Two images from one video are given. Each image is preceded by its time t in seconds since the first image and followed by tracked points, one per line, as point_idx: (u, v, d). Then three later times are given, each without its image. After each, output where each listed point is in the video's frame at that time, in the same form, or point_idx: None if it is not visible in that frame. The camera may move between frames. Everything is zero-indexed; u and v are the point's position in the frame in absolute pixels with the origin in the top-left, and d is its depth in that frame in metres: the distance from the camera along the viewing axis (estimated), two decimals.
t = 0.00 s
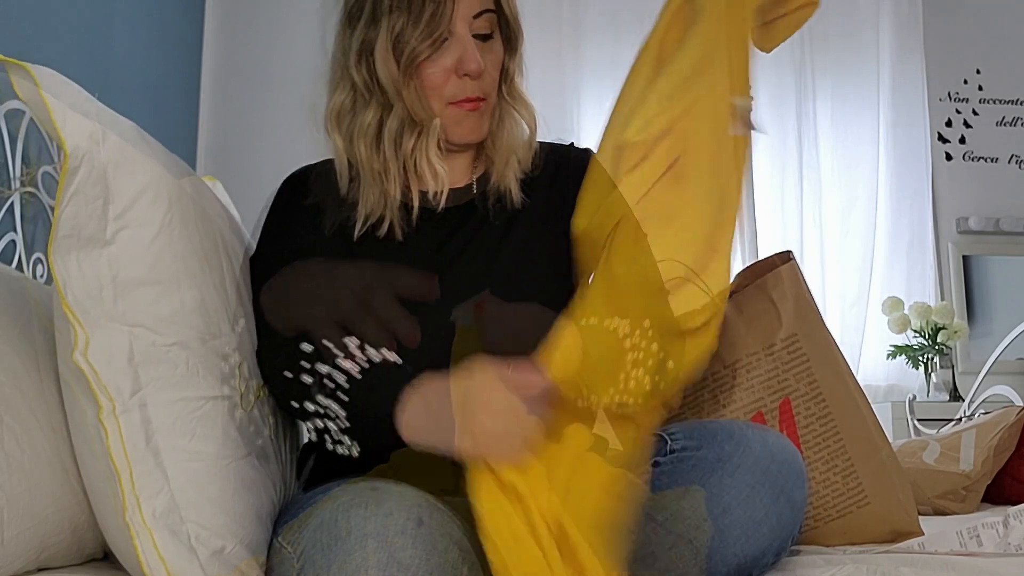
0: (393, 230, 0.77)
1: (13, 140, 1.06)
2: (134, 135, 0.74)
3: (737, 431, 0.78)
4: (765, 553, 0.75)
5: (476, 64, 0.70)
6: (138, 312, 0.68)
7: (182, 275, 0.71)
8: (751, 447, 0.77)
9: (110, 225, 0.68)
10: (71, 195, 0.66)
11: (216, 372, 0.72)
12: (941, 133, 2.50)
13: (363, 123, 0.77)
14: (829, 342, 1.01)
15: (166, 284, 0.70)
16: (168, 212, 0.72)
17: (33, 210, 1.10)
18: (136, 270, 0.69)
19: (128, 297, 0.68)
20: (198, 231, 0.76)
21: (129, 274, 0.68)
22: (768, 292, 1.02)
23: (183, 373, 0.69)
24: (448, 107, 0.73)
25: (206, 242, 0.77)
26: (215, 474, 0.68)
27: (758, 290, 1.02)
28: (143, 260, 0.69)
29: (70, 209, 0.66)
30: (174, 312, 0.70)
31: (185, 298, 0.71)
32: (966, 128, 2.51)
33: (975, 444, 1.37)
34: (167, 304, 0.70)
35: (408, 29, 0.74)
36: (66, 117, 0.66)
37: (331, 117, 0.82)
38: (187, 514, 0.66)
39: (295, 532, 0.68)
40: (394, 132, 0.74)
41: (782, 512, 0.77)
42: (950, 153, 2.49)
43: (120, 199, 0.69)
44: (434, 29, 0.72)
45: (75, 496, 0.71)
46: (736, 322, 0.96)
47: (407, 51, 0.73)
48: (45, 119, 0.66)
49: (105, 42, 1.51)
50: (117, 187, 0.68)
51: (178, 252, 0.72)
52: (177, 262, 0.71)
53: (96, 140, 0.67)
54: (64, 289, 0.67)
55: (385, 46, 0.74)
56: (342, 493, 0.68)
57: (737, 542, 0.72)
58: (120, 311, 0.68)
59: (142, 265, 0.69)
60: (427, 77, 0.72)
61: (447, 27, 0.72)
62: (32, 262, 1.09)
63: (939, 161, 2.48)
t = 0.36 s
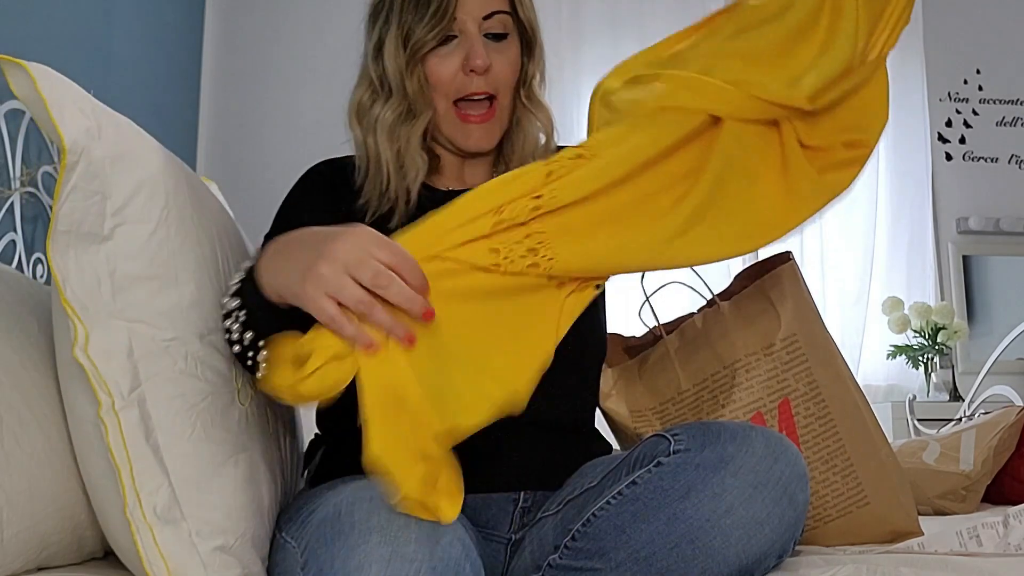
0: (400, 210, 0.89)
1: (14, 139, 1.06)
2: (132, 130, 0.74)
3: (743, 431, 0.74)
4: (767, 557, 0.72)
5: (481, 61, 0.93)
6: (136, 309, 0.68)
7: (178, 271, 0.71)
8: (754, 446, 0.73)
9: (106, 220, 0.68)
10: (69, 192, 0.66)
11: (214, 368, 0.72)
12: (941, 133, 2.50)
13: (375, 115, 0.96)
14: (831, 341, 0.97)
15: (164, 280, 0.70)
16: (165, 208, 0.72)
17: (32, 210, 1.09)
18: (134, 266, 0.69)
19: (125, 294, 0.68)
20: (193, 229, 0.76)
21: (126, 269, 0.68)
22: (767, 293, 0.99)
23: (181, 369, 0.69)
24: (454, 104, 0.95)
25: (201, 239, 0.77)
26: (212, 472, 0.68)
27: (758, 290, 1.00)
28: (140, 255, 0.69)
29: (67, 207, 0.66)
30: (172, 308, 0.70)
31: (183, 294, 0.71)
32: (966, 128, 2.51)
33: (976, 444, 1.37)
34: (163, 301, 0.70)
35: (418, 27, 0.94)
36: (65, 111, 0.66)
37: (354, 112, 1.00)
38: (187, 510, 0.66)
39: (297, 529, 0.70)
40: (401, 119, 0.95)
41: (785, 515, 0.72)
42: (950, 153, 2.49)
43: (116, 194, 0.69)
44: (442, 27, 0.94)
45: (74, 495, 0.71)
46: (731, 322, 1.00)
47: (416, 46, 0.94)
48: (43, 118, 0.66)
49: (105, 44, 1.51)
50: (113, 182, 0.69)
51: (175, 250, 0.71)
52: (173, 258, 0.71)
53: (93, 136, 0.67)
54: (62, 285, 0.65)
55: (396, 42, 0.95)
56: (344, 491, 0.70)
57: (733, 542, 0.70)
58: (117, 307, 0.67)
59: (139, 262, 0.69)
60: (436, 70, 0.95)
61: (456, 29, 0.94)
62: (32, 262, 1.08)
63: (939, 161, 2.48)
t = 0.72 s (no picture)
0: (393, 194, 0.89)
1: (13, 139, 1.06)
2: (129, 130, 0.74)
3: (746, 434, 0.74)
4: (770, 560, 0.72)
5: (460, 50, 0.95)
6: (134, 309, 0.68)
7: (177, 271, 0.72)
8: (759, 451, 0.73)
9: (104, 221, 0.68)
10: (65, 193, 0.66)
11: (213, 369, 0.73)
12: (941, 133, 2.50)
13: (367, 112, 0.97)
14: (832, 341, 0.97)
15: (162, 280, 0.70)
16: (163, 208, 0.72)
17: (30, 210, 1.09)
18: (132, 266, 0.69)
19: (122, 294, 0.68)
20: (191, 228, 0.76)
21: (124, 269, 0.68)
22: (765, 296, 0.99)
23: (178, 370, 0.69)
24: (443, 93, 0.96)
25: (198, 239, 0.77)
26: (210, 470, 0.68)
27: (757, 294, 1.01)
28: (138, 256, 0.69)
29: (65, 207, 0.66)
30: (169, 308, 0.70)
31: (181, 294, 0.72)
32: (966, 128, 2.51)
33: (976, 444, 1.37)
34: (161, 300, 0.70)
35: (402, 19, 0.96)
36: (60, 112, 0.66)
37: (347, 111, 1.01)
38: (187, 510, 0.66)
39: (298, 528, 0.70)
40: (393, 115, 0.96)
41: (788, 519, 0.72)
42: (950, 153, 2.49)
43: (115, 194, 0.69)
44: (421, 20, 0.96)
45: (73, 495, 0.70)
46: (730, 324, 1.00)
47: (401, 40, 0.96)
48: (41, 117, 0.66)
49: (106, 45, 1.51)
50: (112, 183, 0.69)
51: (171, 250, 0.72)
52: (171, 259, 0.72)
53: (90, 136, 0.68)
54: (59, 286, 0.65)
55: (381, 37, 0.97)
56: (345, 489, 0.71)
57: (735, 545, 0.70)
58: (115, 307, 0.67)
59: (136, 262, 0.69)
60: (422, 61, 0.97)
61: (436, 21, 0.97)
62: (31, 263, 1.08)
63: (939, 161, 2.48)
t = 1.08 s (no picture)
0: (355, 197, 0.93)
1: (13, 139, 1.06)
2: (121, 139, 0.74)
3: (746, 437, 0.75)
4: (769, 562, 0.76)
5: (424, 42, 0.96)
6: (125, 318, 0.68)
7: (168, 282, 0.72)
8: (758, 455, 0.75)
9: (95, 231, 0.68)
10: (56, 203, 0.66)
11: (206, 376, 0.73)
12: (941, 133, 2.49)
13: (326, 106, 0.99)
14: (833, 340, 0.98)
15: (152, 291, 0.71)
16: (154, 218, 0.73)
17: (30, 210, 1.09)
18: (123, 277, 0.69)
19: (113, 304, 0.68)
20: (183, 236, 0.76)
21: (114, 280, 0.68)
22: (768, 292, 1.00)
23: (172, 377, 0.69)
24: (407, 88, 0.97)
25: (190, 248, 0.77)
26: (206, 476, 0.68)
27: (759, 291, 1.01)
28: (128, 267, 0.69)
29: (56, 216, 0.66)
30: (159, 319, 0.70)
31: (172, 306, 0.72)
32: (966, 128, 2.51)
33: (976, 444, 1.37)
34: (152, 310, 0.70)
35: (363, 13, 0.97)
36: (50, 122, 0.66)
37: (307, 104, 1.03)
38: (183, 515, 0.66)
39: (294, 532, 0.70)
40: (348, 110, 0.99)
41: (787, 520, 0.75)
42: (950, 153, 2.49)
43: (105, 205, 0.69)
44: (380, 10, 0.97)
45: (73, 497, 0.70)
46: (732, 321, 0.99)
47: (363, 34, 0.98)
48: (31, 127, 0.66)
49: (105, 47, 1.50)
50: (102, 194, 0.69)
51: (162, 259, 0.72)
52: (162, 269, 0.72)
53: (82, 147, 0.68)
54: (49, 296, 0.65)
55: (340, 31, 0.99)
56: (340, 494, 0.70)
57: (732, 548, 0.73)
58: (105, 317, 0.67)
59: (127, 272, 0.69)
60: (383, 55, 0.98)
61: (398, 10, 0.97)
62: (32, 263, 1.08)
63: (939, 161, 2.48)
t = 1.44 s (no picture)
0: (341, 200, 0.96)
1: (13, 139, 1.06)
2: (126, 140, 0.74)
3: (740, 432, 0.78)
4: (767, 558, 0.77)
5: (424, 52, 1.00)
6: (129, 318, 0.68)
7: (170, 283, 0.72)
8: (752, 449, 0.78)
9: (98, 231, 0.68)
10: (61, 202, 0.66)
11: (205, 376, 0.73)
12: (941, 133, 2.49)
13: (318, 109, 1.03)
14: (833, 338, 0.97)
15: (154, 292, 0.71)
16: (158, 219, 0.73)
17: (29, 209, 1.09)
18: (126, 277, 0.69)
19: (116, 304, 0.68)
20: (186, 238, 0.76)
21: (118, 280, 0.68)
22: (767, 291, 1.00)
23: (172, 377, 0.69)
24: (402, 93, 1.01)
25: (193, 249, 0.77)
26: (207, 475, 0.68)
27: (758, 290, 1.01)
28: (131, 267, 0.69)
29: (60, 216, 0.66)
30: (161, 320, 0.70)
31: (173, 307, 0.72)
32: (966, 128, 2.51)
33: (975, 444, 1.37)
34: (156, 311, 0.70)
35: (364, 21, 1.01)
36: (56, 122, 0.66)
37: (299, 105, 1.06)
38: (184, 514, 0.66)
39: (293, 532, 0.70)
40: (342, 112, 1.02)
41: (785, 515, 0.77)
42: (950, 153, 2.49)
43: (110, 204, 0.69)
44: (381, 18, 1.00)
45: (74, 498, 0.70)
46: (732, 322, 1.00)
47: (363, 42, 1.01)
48: (36, 126, 0.66)
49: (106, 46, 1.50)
50: (107, 194, 0.69)
51: (165, 260, 0.72)
52: (164, 270, 0.72)
53: (87, 147, 0.68)
54: (52, 295, 0.65)
55: (339, 37, 1.02)
56: (339, 494, 0.71)
57: (731, 541, 0.75)
58: (109, 317, 0.67)
59: (131, 272, 0.69)
60: (382, 60, 1.01)
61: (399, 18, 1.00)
62: (32, 263, 1.08)
63: (939, 161, 2.48)
